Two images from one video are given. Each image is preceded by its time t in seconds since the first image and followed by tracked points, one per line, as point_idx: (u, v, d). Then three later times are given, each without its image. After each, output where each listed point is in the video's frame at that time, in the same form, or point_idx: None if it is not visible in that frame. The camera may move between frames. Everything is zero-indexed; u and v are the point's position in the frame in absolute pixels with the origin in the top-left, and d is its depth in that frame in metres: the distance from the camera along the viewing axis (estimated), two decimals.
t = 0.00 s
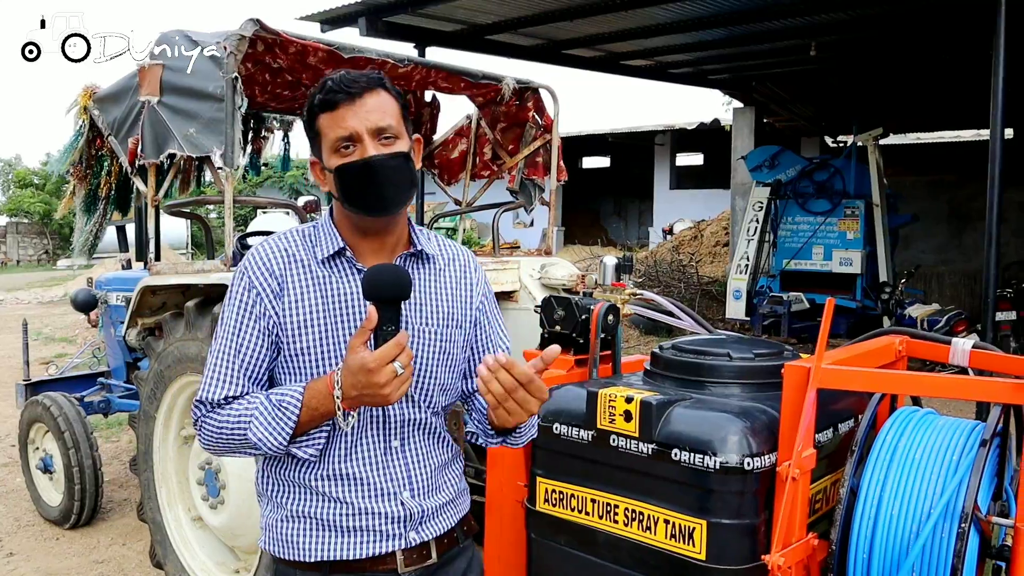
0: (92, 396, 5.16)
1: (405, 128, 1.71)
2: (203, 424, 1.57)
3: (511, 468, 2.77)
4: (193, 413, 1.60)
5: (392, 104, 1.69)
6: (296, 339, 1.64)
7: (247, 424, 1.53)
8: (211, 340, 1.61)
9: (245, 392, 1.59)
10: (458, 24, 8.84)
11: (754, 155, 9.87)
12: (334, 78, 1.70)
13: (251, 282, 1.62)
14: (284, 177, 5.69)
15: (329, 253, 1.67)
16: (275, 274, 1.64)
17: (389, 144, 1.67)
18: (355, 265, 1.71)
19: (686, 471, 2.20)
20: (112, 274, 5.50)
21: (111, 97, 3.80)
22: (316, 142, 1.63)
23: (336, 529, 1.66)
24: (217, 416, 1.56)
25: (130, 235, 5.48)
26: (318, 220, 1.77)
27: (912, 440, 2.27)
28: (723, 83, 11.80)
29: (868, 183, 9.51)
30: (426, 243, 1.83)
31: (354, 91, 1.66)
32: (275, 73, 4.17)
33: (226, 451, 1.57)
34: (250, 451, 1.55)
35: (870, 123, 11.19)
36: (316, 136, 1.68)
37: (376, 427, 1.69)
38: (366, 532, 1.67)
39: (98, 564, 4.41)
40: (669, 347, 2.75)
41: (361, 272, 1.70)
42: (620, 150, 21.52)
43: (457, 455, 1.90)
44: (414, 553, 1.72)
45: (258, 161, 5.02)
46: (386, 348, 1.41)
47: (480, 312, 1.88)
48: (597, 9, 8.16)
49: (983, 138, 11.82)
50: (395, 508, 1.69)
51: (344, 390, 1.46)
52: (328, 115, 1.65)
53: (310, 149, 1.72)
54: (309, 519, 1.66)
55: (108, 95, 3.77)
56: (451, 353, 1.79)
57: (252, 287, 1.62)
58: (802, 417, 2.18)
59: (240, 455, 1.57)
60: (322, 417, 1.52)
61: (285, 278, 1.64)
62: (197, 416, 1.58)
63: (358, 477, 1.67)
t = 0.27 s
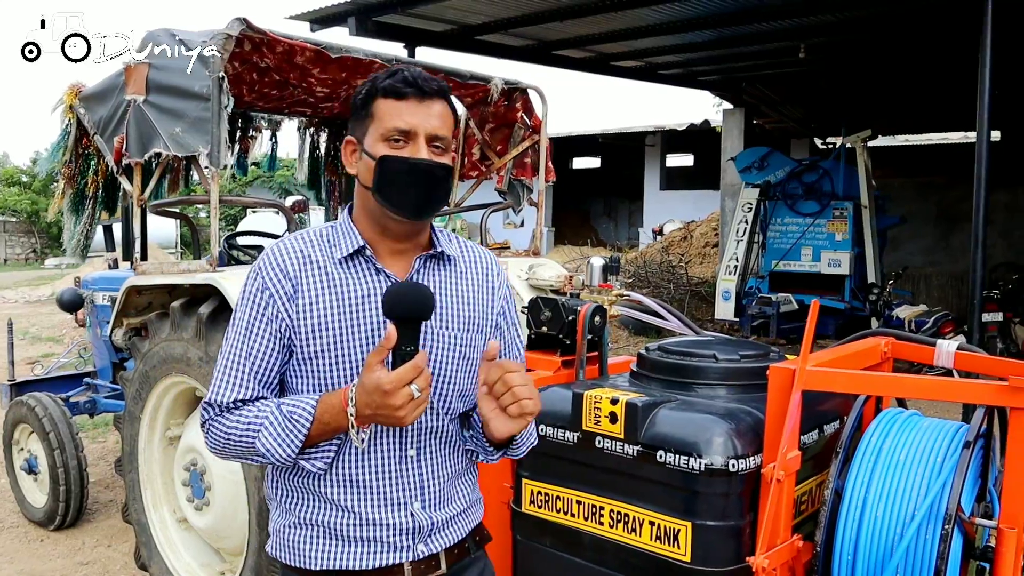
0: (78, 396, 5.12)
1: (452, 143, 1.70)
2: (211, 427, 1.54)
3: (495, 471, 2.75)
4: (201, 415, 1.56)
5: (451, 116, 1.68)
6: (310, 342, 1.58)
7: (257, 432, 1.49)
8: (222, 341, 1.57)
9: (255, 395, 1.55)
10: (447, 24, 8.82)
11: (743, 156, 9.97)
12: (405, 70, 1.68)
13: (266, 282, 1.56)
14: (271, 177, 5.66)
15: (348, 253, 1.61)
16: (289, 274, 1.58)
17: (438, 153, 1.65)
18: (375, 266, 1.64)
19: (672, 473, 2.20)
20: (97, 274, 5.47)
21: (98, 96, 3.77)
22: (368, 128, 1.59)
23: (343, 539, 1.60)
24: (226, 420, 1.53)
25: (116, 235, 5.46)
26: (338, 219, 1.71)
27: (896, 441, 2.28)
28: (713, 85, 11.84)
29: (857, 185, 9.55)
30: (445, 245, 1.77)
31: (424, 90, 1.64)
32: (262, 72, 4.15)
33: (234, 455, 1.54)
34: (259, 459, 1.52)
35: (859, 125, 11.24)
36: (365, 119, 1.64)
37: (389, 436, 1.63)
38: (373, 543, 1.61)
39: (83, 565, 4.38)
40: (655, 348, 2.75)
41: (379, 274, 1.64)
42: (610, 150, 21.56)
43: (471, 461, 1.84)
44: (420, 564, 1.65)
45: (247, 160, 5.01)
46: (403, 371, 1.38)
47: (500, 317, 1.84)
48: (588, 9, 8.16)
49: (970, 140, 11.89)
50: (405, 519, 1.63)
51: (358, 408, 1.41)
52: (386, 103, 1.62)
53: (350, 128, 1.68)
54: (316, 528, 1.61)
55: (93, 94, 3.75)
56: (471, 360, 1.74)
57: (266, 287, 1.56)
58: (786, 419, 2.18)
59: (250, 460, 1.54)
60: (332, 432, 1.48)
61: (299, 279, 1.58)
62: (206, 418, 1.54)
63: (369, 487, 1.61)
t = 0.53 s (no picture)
0: (69, 397, 5.10)
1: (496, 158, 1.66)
2: (233, 422, 1.51)
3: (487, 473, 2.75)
4: (223, 408, 1.53)
5: (497, 131, 1.64)
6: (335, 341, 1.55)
7: (282, 430, 1.47)
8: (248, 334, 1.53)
9: (280, 391, 1.51)
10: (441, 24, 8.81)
11: (737, 158, 9.94)
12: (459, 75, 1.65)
13: (293, 278, 1.53)
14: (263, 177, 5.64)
15: (376, 254, 1.58)
16: (315, 270, 1.54)
17: (477, 168, 1.61)
18: (402, 267, 1.60)
19: (660, 475, 2.21)
20: (89, 274, 5.45)
21: (89, 96, 3.76)
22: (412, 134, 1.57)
23: (350, 543, 1.55)
24: (247, 416, 1.49)
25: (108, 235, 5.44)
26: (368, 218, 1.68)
27: (884, 443, 2.28)
28: (707, 86, 11.86)
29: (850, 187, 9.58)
30: (477, 254, 1.73)
31: (473, 102, 1.60)
32: (254, 73, 4.15)
33: (256, 451, 1.51)
34: (281, 455, 1.50)
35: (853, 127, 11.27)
36: (411, 122, 1.63)
37: (403, 441, 1.57)
38: (381, 548, 1.56)
39: (73, 567, 4.36)
40: (646, 349, 2.77)
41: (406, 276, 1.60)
42: (605, 151, 21.58)
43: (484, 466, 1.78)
44: None
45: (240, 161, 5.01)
46: (437, 376, 1.40)
47: (525, 330, 1.78)
48: (582, 10, 8.17)
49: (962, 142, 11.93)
50: (413, 527, 1.57)
51: (389, 410, 1.42)
52: (432, 108, 1.60)
53: (397, 127, 1.66)
54: (324, 529, 1.56)
55: (84, 94, 3.74)
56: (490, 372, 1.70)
57: (292, 282, 1.53)
58: (775, 421, 2.17)
59: (271, 456, 1.52)
60: (360, 432, 1.47)
61: (325, 275, 1.54)
62: (228, 412, 1.51)
63: (380, 491, 1.56)
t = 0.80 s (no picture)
0: (53, 397, 5.07)
1: (520, 177, 1.58)
2: (244, 410, 1.47)
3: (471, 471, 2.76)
4: (234, 397, 1.49)
5: (523, 149, 1.55)
6: (348, 338, 1.51)
7: (291, 422, 1.43)
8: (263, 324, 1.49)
9: (291, 384, 1.47)
10: (426, 24, 8.81)
11: (722, 158, 10.01)
12: (490, 85, 1.55)
13: (309, 270, 1.49)
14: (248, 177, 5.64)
15: (392, 255, 1.52)
16: (331, 264, 1.51)
17: (497, 188, 1.53)
18: (416, 273, 1.54)
19: (643, 472, 2.23)
20: (73, 273, 5.42)
21: (73, 94, 3.74)
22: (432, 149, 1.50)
23: (346, 535, 1.54)
24: (259, 405, 1.45)
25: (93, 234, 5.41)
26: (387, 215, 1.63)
27: (864, 441, 2.30)
28: (693, 87, 11.92)
29: (834, 187, 9.63)
30: (493, 261, 1.66)
31: (499, 119, 1.51)
32: (239, 71, 4.14)
33: (265, 441, 1.47)
34: (288, 448, 1.46)
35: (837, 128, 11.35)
36: (436, 127, 1.55)
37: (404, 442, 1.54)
38: (374, 543, 1.54)
39: (57, 567, 4.34)
40: (629, 348, 2.79)
41: (419, 279, 1.54)
42: (591, 152, 21.65)
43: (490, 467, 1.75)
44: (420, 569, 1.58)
45: (225, 160, 5.00)
46: (447, 376, 1.34)
47: (537, 339, 1.70)
48: (568, 10, 8.19)
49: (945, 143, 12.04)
50: (407, 526, 1.55)
51: (398, 409, 1.37)
52: (457, 119, 1.52)
53: (423, 130, 1.59)
54: (321, 519, 1.55)
55: (67, 92, 3.72)
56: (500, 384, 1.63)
57: (308, 275, 1.49)
58: (757, 418, 2.19)
59: (279, 447, 1.48)
60: (371, 428, 1.43)
61: (341, 270, 1.51)
62: (239, 400, 1.47)
63: (378, 489, 1.54)
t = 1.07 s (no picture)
0: (42, 399, 5.05)
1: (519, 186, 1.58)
2: (235, 407, 1.45)
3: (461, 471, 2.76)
4: (225, 394, 1.47)
5: (524, 161, 1.54)
6: (341, 337, 1.51)
7: (281, 419, 1.41)
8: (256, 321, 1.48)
9: (284, 382, 1.46)
10: (416, 24, 8.81)
11: (713, 156, 9.99)
12: (491, 96, 1.52)
13: (303, 267, 1.49)
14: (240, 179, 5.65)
15: (386, 256, 1.53)
16: (325, 263, 1.51)
17: (496, 201, 1.53)
18: (409, 273, 1.55)
19: (631, 471, 2.23)
20: (62, 275, 5.40)
21: (60, 96, 3.73)
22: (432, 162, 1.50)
23: (335, 535, 1.54)
24: (251, 402, 1.44)
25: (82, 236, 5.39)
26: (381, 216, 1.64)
27: (851, 438, 2.30)
28: (684, 86, 11.94)
29: (825, 185, 9.67)
30: (487, 262, 1.67)
31: (501, 135, 1.49)
32: (228, 73, 4.13)
33: (255, 438, 1.46)
34: (278, 446, 1.44)
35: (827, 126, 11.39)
36: (435, 137, 1.53)
37: (395, 443, 1.54)
38: (363, 543, 1.54)
39: (47, 570, 4.32)
40: (617, 348, 2.79)
41: (411, 280, 1.55)
42: (583, 151, 21.68)
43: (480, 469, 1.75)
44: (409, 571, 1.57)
45: (212, 161, 4.99)
46: (437, 373, 1.33)
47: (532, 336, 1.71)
48: (558, 10, 8.20)
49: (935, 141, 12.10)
50: (397, 526, 1.55)
51: (389, 406, 1.36)
52: (457, 132, 1.50)
53: (421, 137, 1.57)
54: (311, 519, 1.55)
55: (55, 93, 3.71)
56: (495, 383, 1.63)
57: (302, 273, 1.49)
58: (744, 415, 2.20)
59: (269, 446, 1.46)
60: (361, 426, 1.41)
61: (335, 270, 1.51)
62: (231, 397, 1.46)
63: (368, 490, 1.54)
